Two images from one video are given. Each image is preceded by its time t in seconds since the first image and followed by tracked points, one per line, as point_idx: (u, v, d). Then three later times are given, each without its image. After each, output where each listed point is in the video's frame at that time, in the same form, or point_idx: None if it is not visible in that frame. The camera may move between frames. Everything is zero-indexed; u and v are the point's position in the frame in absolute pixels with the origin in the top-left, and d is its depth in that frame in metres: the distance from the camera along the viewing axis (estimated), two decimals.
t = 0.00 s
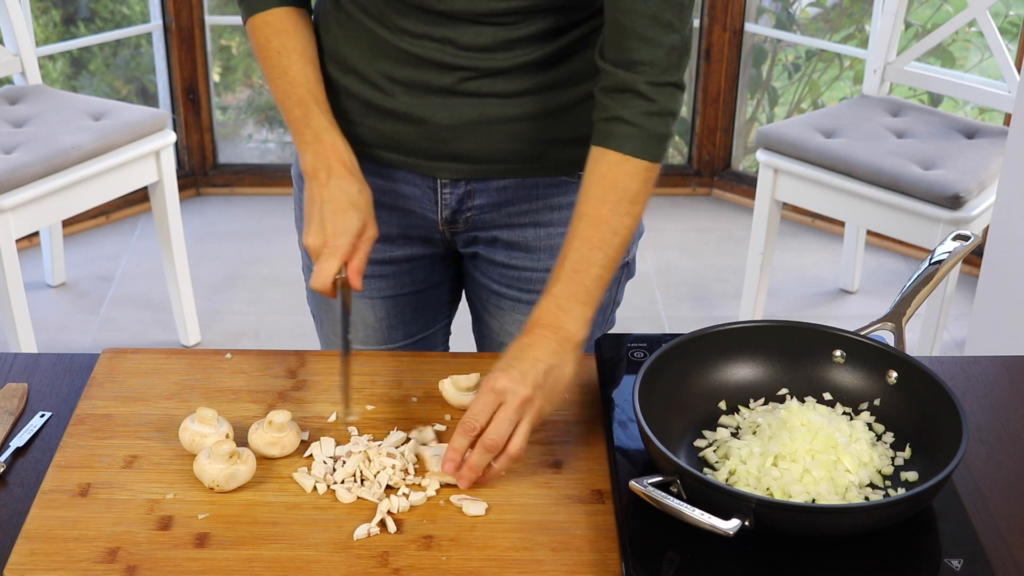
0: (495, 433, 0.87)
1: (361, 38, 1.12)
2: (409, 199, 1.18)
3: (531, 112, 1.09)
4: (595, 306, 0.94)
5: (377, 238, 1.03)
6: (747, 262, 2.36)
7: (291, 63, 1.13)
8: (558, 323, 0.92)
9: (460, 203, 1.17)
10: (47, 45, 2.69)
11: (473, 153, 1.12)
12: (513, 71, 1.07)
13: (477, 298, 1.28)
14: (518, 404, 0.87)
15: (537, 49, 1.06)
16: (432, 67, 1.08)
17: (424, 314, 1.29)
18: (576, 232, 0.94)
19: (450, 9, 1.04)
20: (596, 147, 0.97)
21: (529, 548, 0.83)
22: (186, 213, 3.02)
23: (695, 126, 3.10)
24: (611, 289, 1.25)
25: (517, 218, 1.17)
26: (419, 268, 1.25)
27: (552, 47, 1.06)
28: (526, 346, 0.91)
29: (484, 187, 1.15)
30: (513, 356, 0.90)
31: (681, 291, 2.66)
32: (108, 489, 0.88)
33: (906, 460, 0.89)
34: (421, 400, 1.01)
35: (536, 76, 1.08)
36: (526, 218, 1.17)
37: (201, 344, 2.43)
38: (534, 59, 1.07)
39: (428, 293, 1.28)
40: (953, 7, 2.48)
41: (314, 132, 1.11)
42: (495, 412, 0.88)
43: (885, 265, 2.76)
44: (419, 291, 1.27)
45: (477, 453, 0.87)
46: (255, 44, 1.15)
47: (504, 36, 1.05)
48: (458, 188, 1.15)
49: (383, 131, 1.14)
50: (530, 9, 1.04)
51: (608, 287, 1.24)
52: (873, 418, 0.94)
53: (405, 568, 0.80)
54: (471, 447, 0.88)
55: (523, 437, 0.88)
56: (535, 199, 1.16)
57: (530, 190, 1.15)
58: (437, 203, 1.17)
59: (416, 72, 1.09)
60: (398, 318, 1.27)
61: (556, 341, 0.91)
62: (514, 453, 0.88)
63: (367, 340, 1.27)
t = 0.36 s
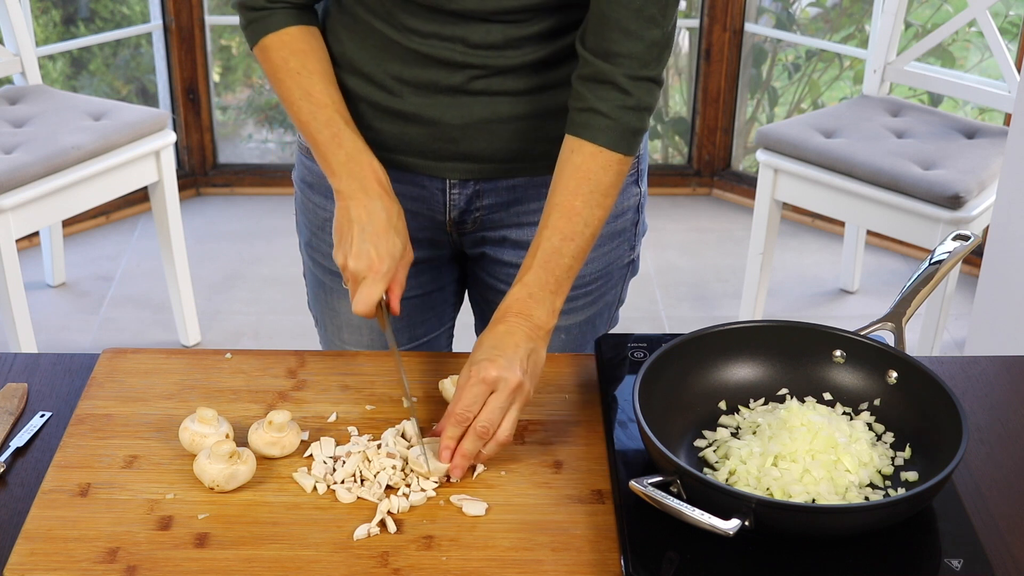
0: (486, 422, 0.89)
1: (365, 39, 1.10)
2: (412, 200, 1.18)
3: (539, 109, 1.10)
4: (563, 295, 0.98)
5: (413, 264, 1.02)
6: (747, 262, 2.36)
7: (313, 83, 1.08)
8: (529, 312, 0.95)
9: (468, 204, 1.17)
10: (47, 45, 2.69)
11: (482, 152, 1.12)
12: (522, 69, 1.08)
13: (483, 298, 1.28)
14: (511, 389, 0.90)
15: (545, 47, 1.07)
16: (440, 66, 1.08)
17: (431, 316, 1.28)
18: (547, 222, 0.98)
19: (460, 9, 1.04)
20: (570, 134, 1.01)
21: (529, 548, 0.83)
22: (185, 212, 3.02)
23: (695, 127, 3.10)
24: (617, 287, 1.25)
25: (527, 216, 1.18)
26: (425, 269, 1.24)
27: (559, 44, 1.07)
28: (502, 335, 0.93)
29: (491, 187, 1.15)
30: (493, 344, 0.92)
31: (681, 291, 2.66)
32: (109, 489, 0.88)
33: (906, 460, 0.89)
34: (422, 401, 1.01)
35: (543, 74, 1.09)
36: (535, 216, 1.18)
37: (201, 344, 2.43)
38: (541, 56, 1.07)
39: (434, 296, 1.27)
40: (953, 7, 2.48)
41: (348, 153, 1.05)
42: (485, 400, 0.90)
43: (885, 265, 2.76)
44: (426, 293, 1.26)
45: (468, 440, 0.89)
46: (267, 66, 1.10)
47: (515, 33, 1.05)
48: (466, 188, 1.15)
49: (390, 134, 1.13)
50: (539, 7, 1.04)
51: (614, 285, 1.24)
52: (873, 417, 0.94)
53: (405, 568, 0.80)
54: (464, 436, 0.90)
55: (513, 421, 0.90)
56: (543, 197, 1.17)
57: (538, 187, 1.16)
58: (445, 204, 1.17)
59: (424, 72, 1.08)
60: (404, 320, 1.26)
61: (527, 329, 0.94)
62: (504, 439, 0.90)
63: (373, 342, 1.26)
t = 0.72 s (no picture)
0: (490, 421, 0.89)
1: (368, 40, 1.10)
2: (414, 201, 1.17)
3: (542, 111, 1.10)
4: (567, 294, 0.99)
5: (410, 280, 1.00)
6: (747, 263, 2.36)
7: (314, 100, 1.08)
8: (533, 311, 0.96)
9: (470, 204, 1.17)
10: (47, 45, 2.69)
11: (484, 153, 1.12)
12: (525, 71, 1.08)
13: (484, 298, 1.28)
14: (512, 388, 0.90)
15: (549, 48, 1.07)
16: (443, 67, 1.08)
17: (432, 316, 1.28)
18: (552, 221, 0.98)
19: (464, 10, 1.04)
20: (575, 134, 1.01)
21: (529, 549, 0.83)
22: (185, 212, 3.02)
23: (695, 126, 3.10)
24: (618, 286, 1.25)
25: (528, 216, 1.18)
26: (425, 269, 1.24)
27: (563, 46, 1.07)
28: (507, 333, 0.94)
29: (493, 187, 1.15)
30: (496, 344, 0.93)
31: (681, 291, 2.66)
32: (108, 489, 0.88)
33: (907, 460, 0.89)
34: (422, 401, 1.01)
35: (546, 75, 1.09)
36: (537, 216, 1.18)
37: (201, 344, 2.43)
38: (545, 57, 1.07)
39: (434, 296, 1.27)
40: (953, 7, 2.48)
41: (342, 174, 1.05)
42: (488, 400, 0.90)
43: (885, 265, 2.76)
44: (426, 293, 1.26)
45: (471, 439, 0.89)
46: (272, 80, 1.10)
47: (519, 34, 1.05)
48: (468, 189, 1.15)
49: (393, 135, 1.13)
50: (543, 8, 1.04)
51: (616, 284, 1.24)
52: (873, 418, 0.94)
53: (405, 568, 0.80)
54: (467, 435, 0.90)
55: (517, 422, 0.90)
56: (545, 198, 1.17)
57: (539, 188, 1.16)
58: (446, 204, 1.17)
59: (427, 73, 1.08)
60: (405, 321, 1.26)
61: (531, 327, 0.95)
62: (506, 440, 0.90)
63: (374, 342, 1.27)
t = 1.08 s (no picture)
0: (488, 417, 0.88)
1: (369, 38, 1.10)
2: (414, 199, 1.17)
3: (543, 108, 1.10)
4: (568, 294, 0.99)
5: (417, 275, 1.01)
6: (747, 263, 2.36)
7: (325, 88, 1.08)
8: (534, 310, 0.96)
9: (469, 202, 1.17)
10: (47, 45, 2.69)
11: (485, 151, 1.12)
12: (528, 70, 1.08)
13: (485, 297, 1.28)
14: (513, 385, 0.90)
15: (551, 46, 1.07)
16: (444, 65, 1.08)
17: (432, 315, 1.28)
18: (553, 222, 0.98)
19: (466, 8, 1.04)
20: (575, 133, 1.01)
21: (529, 548, 0.83)
22: (185, 212, 3.02)
23: (695, 127, 3.10)
24: (618, 285, 1.25)
25: (529, 214, 1.18)
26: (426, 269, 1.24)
27: (565, 44, 1.07)
28: (508, 332, 0.94)
29: (493, 185, 1.15)
30: (497, 342, 0.93)
31: (681, 291, 2.66)
32: (108, 489, 0.88)
33: (907, 460, 0.89)
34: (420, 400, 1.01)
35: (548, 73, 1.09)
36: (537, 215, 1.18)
37: (201, 344, 2.43)
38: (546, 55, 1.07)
39: (434, 295, 1.27)
40: (953, 7, 2.48)
41: (359, 160, 1.05)
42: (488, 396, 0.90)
43: (885, 265, 2.76)
44: (427, 292, 1.26)
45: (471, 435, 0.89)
46: (278, 70, 1.10)
47: (519, 32, 1.05)
48: (468, 187, 1.15)
49: (394, 132, 1.13)
50: (545, 7, 1.04)
51: (616, 283, 1.24)
52: (873, 418, 0.94)
53: (405, 568, 0.80)
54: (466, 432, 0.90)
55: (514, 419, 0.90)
56: (545, 196, 1.17)
57: (539, 186, 1.16)
58: (446, 203, 1.17)
59: (428, 71, 1.08)
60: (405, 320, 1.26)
61: (533, 328, 0.94)
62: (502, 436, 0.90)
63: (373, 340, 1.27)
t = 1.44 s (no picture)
0: (495, 419, 0.89)
1: (371, 37, 1.10)
2: (416, 199, 1.17)
3: (544, 107, 1.10)
4: (569, 294, 0.99)
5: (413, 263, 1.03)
6: (747, 263, 2.36)
7: (314, 81, 1.07)
8: (536, 312, 0.96)
9: (473, 203, 1.17)
10: (47, 45, 2.69)
11: (486, 151, 1.12)
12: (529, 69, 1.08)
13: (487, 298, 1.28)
14: (521, 388, 0.90)
15: (552, 44, 1.07)
16: (446, 64, 1.08)
17: (434, 316, 1.28)
18: (553, 222, 0.98)
19: (468, 7, 1.04)
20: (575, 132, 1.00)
21: (529, 548, 0.83)
22: (185, 212, 3.02)
23: (695, 127, 3.10)
24: (620, 285, 1.25)
25: (531, 215, 1.18)
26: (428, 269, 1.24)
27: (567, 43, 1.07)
28: (511, 334, 0.94)
29: (496, 186, 1.15)
30: (502, 344, 0.93)
31: (681, 291, 2.66)
32: (108, 489, 0.88)
33: (907, 460, 0.89)
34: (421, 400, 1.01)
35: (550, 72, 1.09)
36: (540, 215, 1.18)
37: (201, 344, 2.43)
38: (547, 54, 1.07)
39: (436, 296, 1.27)
40: (953, 7, 2.48)
41: (348, 152, 1.05)
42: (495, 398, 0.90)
43: (885, 265, 2.76)
44: (429, 293, 1.26)
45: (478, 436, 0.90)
46: (269, 64, 1.09)
47: (522, 31, 1.05)
48: (471, 187, 1.15)
49: (395, 132, 1.13)
50: (547, 5, 1.04)
51: (618, 283, 1.24)
52: (874, 418, 0.94)
53: (405, 568, 0.80)
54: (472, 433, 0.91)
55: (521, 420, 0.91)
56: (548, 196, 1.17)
57: (542, 187, 1.16)
58: (449, 203, 1.17)
59: (430, 71, 1.08)
60: (407, 320, 1.26)
61: (534, 329, 0.95)
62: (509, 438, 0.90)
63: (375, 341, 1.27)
